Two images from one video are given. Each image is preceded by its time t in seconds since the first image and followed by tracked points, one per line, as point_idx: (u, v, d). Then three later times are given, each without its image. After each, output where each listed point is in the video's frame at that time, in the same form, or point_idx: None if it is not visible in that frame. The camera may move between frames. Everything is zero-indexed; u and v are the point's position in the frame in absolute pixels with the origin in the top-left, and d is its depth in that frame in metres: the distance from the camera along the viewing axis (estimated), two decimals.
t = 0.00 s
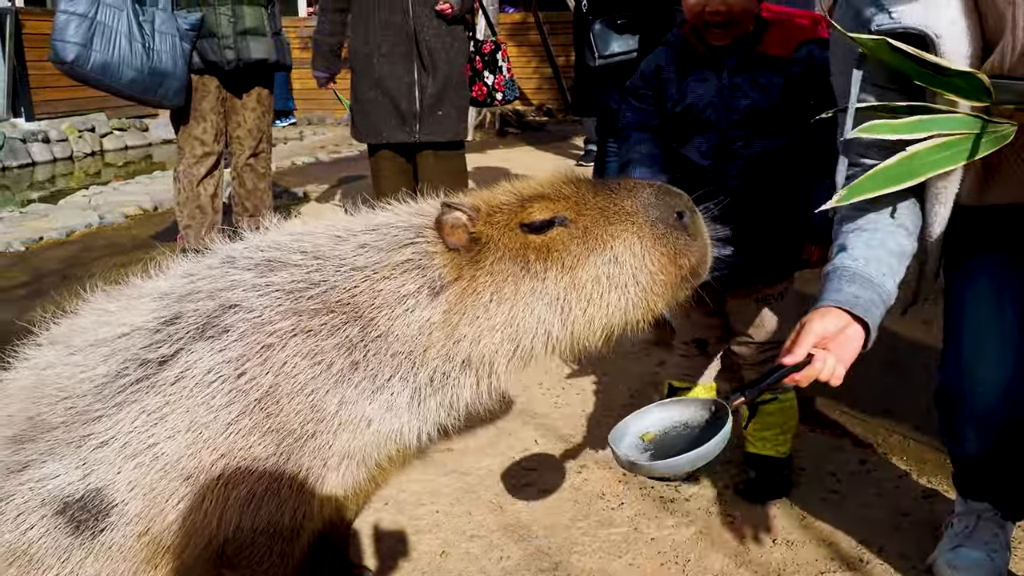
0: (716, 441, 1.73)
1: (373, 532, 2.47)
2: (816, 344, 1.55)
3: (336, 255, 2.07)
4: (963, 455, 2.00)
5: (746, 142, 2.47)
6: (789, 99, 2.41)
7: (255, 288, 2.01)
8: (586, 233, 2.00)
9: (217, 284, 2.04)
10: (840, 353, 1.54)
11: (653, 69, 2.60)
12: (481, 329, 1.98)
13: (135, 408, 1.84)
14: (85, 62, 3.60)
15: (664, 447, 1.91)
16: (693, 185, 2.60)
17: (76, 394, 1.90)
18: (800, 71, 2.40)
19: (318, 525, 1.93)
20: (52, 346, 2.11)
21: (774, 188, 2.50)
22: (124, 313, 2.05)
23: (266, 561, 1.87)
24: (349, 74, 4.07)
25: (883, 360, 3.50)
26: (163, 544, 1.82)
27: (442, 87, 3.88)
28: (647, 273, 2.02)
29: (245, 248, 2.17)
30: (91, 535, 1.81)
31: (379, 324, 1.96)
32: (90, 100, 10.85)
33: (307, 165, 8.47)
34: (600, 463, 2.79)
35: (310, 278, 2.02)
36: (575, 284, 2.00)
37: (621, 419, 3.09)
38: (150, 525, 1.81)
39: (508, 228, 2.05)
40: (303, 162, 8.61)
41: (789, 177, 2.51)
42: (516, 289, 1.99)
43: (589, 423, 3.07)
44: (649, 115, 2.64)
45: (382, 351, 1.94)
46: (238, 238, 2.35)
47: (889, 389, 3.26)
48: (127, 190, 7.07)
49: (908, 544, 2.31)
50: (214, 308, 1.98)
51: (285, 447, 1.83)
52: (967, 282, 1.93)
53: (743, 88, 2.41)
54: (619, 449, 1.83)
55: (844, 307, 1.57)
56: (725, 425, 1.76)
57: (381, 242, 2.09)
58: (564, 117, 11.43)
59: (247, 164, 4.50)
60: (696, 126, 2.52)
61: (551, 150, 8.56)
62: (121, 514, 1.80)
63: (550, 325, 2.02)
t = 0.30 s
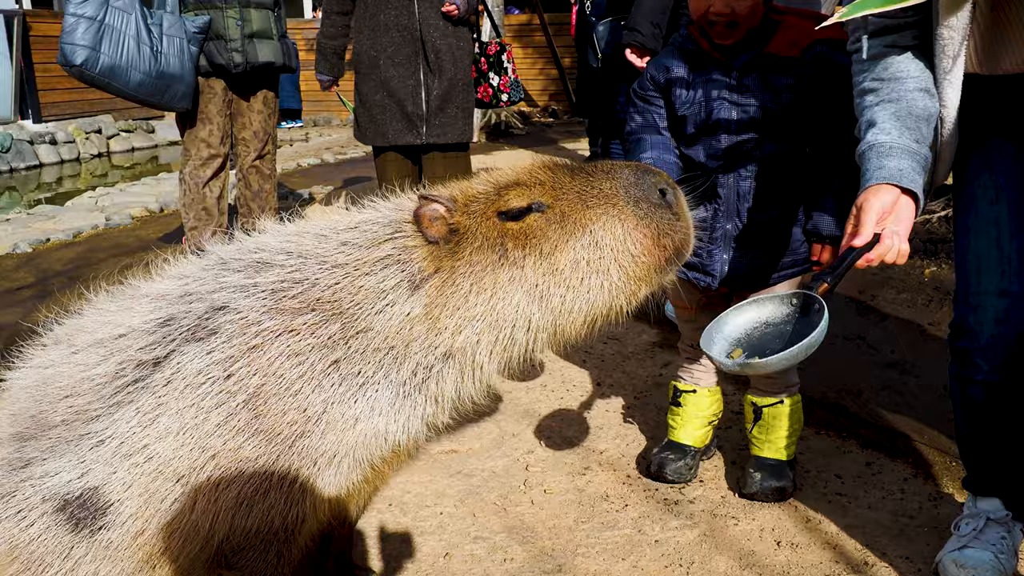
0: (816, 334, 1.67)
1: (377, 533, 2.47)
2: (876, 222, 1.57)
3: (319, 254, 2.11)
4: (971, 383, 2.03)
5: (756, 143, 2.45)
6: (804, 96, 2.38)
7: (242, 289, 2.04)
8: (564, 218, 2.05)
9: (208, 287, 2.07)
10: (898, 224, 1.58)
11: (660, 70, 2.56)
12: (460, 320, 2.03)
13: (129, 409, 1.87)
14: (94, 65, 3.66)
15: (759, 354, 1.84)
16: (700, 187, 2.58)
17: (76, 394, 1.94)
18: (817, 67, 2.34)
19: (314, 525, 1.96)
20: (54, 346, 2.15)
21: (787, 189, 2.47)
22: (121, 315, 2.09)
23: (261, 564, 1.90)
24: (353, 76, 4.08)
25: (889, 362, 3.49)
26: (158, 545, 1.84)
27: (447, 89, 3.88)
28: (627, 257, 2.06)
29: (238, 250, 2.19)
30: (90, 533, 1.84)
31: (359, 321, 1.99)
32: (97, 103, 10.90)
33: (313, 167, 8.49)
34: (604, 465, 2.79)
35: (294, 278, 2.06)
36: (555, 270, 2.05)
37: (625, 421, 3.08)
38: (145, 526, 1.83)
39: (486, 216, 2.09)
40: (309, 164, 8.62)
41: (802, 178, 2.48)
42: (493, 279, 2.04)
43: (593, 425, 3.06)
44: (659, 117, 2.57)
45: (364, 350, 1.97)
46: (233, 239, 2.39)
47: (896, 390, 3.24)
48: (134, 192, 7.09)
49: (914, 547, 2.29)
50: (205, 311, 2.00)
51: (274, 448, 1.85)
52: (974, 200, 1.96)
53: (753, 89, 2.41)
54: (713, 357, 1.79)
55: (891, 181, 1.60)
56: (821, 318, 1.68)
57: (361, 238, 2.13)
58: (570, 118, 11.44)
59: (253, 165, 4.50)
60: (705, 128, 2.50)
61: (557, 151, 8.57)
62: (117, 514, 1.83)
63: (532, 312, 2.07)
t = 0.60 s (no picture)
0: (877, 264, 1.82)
1: (380, 536, 2.47)
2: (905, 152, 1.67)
3: (308, 256, 2.12)
4: (984, 357, 2.10)
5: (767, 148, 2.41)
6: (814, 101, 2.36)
7: (230, 294, 2.05)
8: (553, 214, 2.06)
9: (196, 292, 2.09)
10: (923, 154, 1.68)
11: (670, 71, 2.51)
12: (453, 320, 2.05)
13: (119, 414, 1.88)
14: (105, 68, 3.66)
15: (807, 288, 2.02)
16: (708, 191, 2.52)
17: (68, 396, 1.96)
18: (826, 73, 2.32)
19: (309, 528, 1.96)
20: (52, 348, 2.17)
21: (792, 193, 2.44)
22: (114, 318, 2.11)
23: (259, 567, 1.89)
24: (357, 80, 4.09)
25: (892, 365, 3.49)
26: (149, 550, 1.85)
27: (451, 92, 3.88)
28: (616, 253, 2.07)
29: (226, 255, 2.21)
30: (82, 534, 1.86)
31: (350, 322, 2.01)
32: (101, 106, 10.94)
33: (316, 170, 8.51)
34: (605, 469, 2.79)
35: (283, 281, 2.06)
36: (547, 264, 2.06)
37: (627, 425, 3.08)
38: (136, 531, 1.84)
39: (476, 214, 2.10)
40: (312, 167, 8.64)
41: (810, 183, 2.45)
42: (485, 276, 2.06)
43: (595, 429, 3.06)
44: (667, 120, 2.53)
45: (356, 352, 1.99)
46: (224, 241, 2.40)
47: (898, 394, 3.24)
48: (138, 195, 7.12)
49: (916, 551, 2.29)
50: (194, 316, 2.02)
51: (265, 451, 1.86)
52: (977, 183, 2.07)
53: (764, 92, 2.36)
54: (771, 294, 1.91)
55: (914, 113, 1.68)
56: (881, 248, 1.85)
57: (349, 240, 2.14)
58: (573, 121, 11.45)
59: (257, 169, 4.50)
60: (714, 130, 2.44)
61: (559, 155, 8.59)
62: (107, 517, 1.85)
63: (523, 307, 2.08)
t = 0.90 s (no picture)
0: (890, 232, 1.82)
1: (381, 538, 2.47)
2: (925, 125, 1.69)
3: (307, 256, 2.13)
4: (995, 355, 2.05)
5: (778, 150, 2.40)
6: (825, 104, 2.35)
7: (230, 296, 2.06)
8: (553, 208, 2.07)
9: (195, 293, 2.09)
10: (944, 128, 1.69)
11: (680, 73, 2.50)
12: (459, 317, 2.06)
13: (119, 416, 1.89)
14: (112, 70, 3.65)
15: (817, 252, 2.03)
16: (721, 193, 2.52)
17: (68, 399, 1.96)
18: (836, 74, 2.32)
19: (311, 528, 1.96)
20: (49, 352, 2.17)
21: (803, 196, 2.44)
22: (111, 321, 2.11)
23: (260, 566, 1.90)
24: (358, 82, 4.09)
25: (893, 367, 3.49)
26: (149, 551, 1.85)
27: (452, 94, 3.88)
28: (616, 244, 2.07)
29: (224, 257, 2.21)
30: (82, 537, 1.86)
31: (353, 321, 2.02)
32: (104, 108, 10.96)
33: (318, 172, 8.54)
34: (606, 471, 2.79)
35: (283, 282, 2.07)
36: (550, 258, 2.07)
37: (628, 427, 3.08)
38: (137, 533, 1.84)
39: (477, 210, 2.10)
40: (314, 169, 8.65)
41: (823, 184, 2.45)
42: (489, 270, 2.07)
43: (597, 431, 3.06)
44: (678, 122, 2.53)
45: (360, 349, 2.00)
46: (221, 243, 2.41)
47: (900, 397, 3.24)
48: (141, 197, 7.13)
49: (917, 554, 2.29)
50: (194, 317, 2.02)
51: (268, 450, 1.87)
52: (989, 179, 2.03)
53: (776, 96, 2.36)
54: (780, 255, 1.92)
55: (936, 87, 1.68)
56: (895, 218, 1.85)
57: (348, 240, 2.15)
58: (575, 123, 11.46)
59: (258, 171, 4.52)
60: (726, 132, 2.43)
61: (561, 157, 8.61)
62: (108, 519, 1.85)
63: (526, 301, 2.08)
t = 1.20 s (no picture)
0: (867, 244, 1.88)
1: (383, 539, 2.47)
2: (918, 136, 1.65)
3: (315, 255, 2.13)
4: (1008, 360, 2.04)
5: (784, 150, 2.40)
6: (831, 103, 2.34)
7: (237, 295, 2.05)
8: (563, 208, 2.09)
9: (202, 293, 2.09)
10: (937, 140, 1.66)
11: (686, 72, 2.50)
12: (468, 317, 2.07)
13: (126, 416, 1.89)
14: (114, 71, 3.66)
15: (800, 266, 2.08)
16: (727, 193, 2.53)
17: (72, 399, 1.96)
18: (842, 75, 2.32)
19: (316, 527, 1.98)
20: (51, 353, 2.17)
21: (809, 196, 2.44)
22: (115, 322, 2.11)
23: (265, 566, 1.92)
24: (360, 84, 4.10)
25: (895, 369, 3.48)
26: (155, 550, 1.85)
27: (454, 96, 3.89)
28: (624, 244, 2.11)
29: (229, 256, 2.21)
30: (86, 537, 1.86)
31: (362, 320, 2.02)
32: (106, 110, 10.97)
33: (321, 174, 8.55)
34: (609, 472, 2.79)
35: (291, 280, 2.07)
36: (560, 258, 2.09)
37: (631, 428, 3.08)
38: (142, 533, 1.85)
39: (485, 210, 2.12)
40: (316, 171, 8.65)
41: (829, 185, 2.43)
42: (500, 270, 2.08)
43: (599, 432, 3.06)
44: (682, 120, 2.51)
45: (368, 347, 2.00)
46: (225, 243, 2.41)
47: (903, 398, 3.24)
48: (143, 198, 7.14)
49: (920, 555, 2.28)
50: (201, 317, 2.02)
51: (276, 449, 1.87)
52: (1006, 186, 2.02)
53: (783, 95, 2.35)
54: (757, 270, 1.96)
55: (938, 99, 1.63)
56: (874, 229, 1.91)
57: (357, 240, 2.15)
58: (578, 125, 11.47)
59: (260, 172, 4.52)
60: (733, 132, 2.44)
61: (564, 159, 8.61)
62: (112, 519, 1.85)
63: (536, 301, 2.11)
